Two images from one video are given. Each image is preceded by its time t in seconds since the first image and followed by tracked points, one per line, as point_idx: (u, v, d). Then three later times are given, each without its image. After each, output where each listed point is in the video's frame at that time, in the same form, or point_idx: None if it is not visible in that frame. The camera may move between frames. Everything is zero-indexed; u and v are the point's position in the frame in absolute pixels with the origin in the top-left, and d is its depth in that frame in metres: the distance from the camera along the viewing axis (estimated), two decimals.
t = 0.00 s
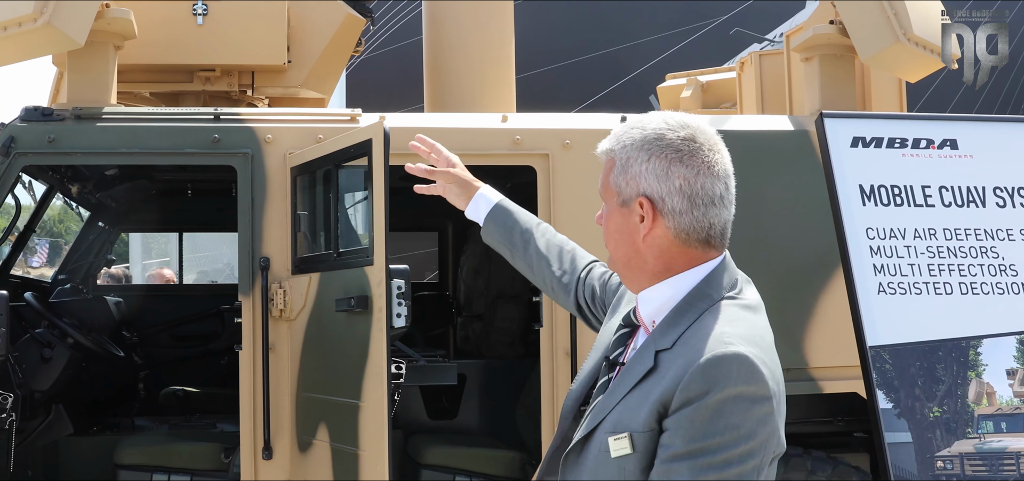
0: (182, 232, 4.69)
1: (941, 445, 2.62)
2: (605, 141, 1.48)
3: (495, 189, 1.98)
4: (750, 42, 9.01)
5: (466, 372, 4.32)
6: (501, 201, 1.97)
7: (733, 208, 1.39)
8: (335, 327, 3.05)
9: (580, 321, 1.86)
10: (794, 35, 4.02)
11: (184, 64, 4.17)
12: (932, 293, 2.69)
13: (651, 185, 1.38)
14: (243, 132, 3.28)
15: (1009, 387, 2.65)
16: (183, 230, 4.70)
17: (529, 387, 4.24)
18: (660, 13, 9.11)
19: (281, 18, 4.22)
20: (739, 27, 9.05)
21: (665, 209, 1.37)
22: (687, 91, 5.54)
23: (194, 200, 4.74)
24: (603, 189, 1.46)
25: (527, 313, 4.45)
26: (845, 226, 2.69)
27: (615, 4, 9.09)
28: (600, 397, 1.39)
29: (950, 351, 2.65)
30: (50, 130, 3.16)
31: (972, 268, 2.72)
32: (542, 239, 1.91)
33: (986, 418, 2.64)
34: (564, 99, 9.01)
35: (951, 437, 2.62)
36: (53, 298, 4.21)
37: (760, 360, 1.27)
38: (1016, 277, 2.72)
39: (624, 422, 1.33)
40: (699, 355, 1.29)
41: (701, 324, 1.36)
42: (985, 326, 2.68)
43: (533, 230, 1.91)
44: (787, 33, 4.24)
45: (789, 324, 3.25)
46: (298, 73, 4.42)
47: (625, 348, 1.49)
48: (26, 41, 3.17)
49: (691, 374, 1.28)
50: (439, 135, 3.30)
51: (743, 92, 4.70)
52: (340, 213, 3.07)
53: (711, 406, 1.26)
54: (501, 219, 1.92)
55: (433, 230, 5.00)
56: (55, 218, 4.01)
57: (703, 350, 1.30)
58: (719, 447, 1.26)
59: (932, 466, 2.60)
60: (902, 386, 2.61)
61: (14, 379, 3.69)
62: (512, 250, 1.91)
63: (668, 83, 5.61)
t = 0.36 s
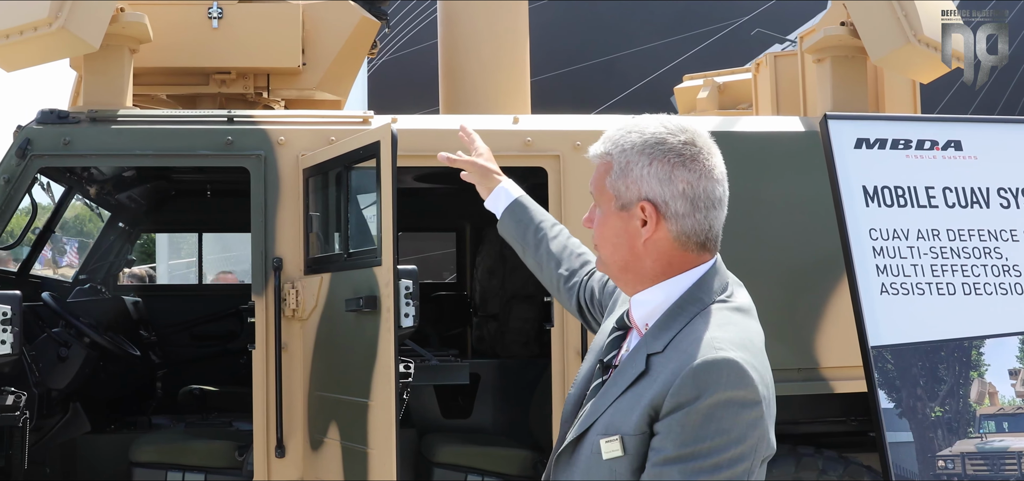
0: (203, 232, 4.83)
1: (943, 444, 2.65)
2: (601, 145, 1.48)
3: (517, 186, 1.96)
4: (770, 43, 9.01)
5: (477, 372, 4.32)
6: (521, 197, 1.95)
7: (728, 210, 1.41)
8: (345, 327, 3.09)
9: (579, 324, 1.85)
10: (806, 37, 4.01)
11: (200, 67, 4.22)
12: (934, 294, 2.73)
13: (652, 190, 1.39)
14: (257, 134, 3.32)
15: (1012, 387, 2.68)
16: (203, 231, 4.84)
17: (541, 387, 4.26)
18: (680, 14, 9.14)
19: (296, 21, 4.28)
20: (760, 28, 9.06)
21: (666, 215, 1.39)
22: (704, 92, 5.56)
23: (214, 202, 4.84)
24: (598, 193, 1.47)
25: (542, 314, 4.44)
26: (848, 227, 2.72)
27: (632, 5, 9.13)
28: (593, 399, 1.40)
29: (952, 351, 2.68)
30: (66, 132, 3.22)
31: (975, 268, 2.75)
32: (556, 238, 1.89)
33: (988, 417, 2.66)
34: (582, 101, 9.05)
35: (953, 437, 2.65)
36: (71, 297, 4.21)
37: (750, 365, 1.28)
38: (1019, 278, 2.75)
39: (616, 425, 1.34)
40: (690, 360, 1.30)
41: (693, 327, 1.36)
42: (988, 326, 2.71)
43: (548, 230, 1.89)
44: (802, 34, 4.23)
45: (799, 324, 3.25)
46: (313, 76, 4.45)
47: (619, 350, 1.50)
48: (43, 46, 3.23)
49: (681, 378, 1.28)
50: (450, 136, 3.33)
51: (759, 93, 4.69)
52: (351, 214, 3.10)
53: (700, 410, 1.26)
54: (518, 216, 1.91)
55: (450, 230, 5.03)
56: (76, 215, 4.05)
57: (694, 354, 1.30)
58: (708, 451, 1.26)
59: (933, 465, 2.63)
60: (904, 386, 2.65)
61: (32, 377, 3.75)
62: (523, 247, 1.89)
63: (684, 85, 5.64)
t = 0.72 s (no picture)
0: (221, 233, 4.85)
1: (947, 443, 2.65)
2: (641, 147, 1.34)
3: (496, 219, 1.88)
4: (792, 43, 9.00)
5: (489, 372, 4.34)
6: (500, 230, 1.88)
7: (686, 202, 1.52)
8: (357, 327, 3.12)
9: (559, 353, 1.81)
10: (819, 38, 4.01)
11: (217, 69, 4.27)
12: (940, 294, 2.73)
13: (702, 184, 1.38)
14: (272, 135, 3.36)
15: (1015, 387, 2.69)
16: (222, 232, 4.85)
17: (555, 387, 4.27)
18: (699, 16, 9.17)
19: (311, 23, 4.33)
20: (781, 29, 9.05)
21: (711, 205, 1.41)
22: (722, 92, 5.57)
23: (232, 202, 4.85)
24: (649, 197, 1.33)
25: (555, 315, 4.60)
26: (854, 227, 2.73)
27: (651, 7, 9.16)
28: (604, 400, 1.34)
29: (957, 350, 2.69)
30: (83, 134, 3.27)
31: (981, 269, 2.76)
32: (535, 271, 1.84)
33: (993, 417, 2.67)
34: (601, 101, 9.06)
35: (957, 436, 2.65)
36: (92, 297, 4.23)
37: (770, 358, 1.26)
38: None
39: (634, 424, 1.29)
40: (711, 355, 1.27)
41: (705, 324, 1.33)
42: (992, 327, 2.72)
43: (526, 262, 1.83)
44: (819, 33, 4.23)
45: (810, 325, 3.25)
46: (329, 78, 4.49)
47: (622, 355, 1.42)
48: (63, 49, 3.29)
49: (705, 373, 1.25)
50: (463, 138, 3.35)
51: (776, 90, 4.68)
52: (362, 215, 3.13)
53: (726, 404, 1.24)
54: (496, 251, 1.83)
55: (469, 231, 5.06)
56: (96, 215, 4.09)
57: (713, 349, 1.28)
58: (734, 445, 1.24)
59: (937, 464, 2.63)
60: (909, 386, 2.66)
61: (49, 376, 3.84)
62: (502, 281, 1.83)
63: (701, 86, 5.65)
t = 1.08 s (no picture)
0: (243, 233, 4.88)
1: (955, 442, 2.65)
2: (644, 145, 1.36)
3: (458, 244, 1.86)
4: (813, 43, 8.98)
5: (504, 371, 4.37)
6: (463, 255, 1.86)
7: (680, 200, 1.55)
8: (373, 326, 3.16)
9: (541, 367, 1.82)
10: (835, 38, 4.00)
11: (237, 71, 4.32)
12: (948, 294, 2.73)
13: (702, 183, 1.41)
14: (290, 137, 3.41)
15: None
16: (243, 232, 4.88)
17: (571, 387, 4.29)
18: (719, 16, 9.18)
19: (330, 25, 4.38)
20: (802, 28, 9.02)
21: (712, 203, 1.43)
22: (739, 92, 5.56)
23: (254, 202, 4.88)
24: (653, 195, 1.35)
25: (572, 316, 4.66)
26: (863, 227, 2.74)
27: (669, 7, 9.17)
28: (617, 393, 1.35)
29: (966, 350, 2.69)
30: (104, 135, 3.33)
31: (990, 268, 2.76)
32: (504, 293, 1.83)
33: (1001, 416, 2.67)
34: (621, 102, 9.07)
35: (965, 434, 2.66)
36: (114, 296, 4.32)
37: (782, 345, 1.30)
38: None
39: (653, 415, 1.30)
40: (728, 344, 1.29)
41: (713, 316, 1.36)
42: (1000, 327, 2.72)
43: (495, 285, 1.82)
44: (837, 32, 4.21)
45: (824, 325, 3.25)
46: (348, 79, 4.54)
47: (629, 352, 1.43)
48: (85, 52, 3.35)
49: (724, 362, 1.28)
50: (478, 138, 3.38)
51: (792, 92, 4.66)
52: (378, 215, 3.17)
53: (747, 391, 1.26)
54: (464, 275, 1.81)
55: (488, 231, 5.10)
56: (120, 215, 4.21)
57: (728, 338, 1.30)
58: (755, 430, 1.26)
59: (944, 463, 2.64)
60: (917, 384, 2.67)
61: (70, 374, 3.91)
62: (472, 305, 1.81)
63: (720, 86, 5.65)
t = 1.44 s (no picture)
0: (265, 233, 4.93)
1: (965, 440, 2.65)
2: (658, 143, 1.39)
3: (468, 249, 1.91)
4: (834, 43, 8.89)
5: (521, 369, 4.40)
6: (473, 262, 1.91)
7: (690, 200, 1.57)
8: (390, 324, 3.20)
9: (551, 372, 1.84)
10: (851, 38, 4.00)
11: (258, 73, 4.38)
12: (959, 293, 2.74)
13: (712, 183, 1.44)
14: (309, 138, 3.46)
15: None
16: (265, 231, 4.93)
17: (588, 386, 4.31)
18: (739, 16, 9.15)
19: (349, 27, 4.43)
20: (823, 28, 8.92)
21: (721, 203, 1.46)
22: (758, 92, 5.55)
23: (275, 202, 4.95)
24: (665, 191, 1.38)
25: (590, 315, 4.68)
26: (875, 226, 2.75)
27: (682, 7, 9.20)
28: (626, 386, 1.37)
29: (976, 348, 2.69)
30: (126, 136, 3.40)
31: (1002, 267, 2.76)
32: (514, 299, 1.87)
33: (1010, 414, 2.67)
34: (641, 103, 9.09)
35: (975, 432, 2.65)
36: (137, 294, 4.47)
37: (789, 339, 1.33)
38: None
39: (661, 407, 1.33)
40: (735, 337, 1.32)
41: (722, 311, 1.39)
42: (1011, 326, 2.72)
43: (505, 291, 1.86)
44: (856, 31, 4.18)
45: (839, 324, 3.25)
46: (367, 80, 4.59)
47: (638, 348, 1.46)
48: (108, 54, 3.42)
49: (731, 354, 1.30)
50: (495, 139, 3.41)
51: (809, 93, 4.61)
52: (395, 215, 3.21)
53: (754, 383, 1.28)
54: (475, 282, 1.86)
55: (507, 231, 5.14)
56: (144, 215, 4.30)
57: (736, 332, 1.33)
58: (762, 422, 1.28)
59: (954, 461, 2.64)
60: (927, 383, 2.66)
61: (92, 372, 3.95)
62: (483, 310, 1.85)
63: (739, 86, 5.64)
